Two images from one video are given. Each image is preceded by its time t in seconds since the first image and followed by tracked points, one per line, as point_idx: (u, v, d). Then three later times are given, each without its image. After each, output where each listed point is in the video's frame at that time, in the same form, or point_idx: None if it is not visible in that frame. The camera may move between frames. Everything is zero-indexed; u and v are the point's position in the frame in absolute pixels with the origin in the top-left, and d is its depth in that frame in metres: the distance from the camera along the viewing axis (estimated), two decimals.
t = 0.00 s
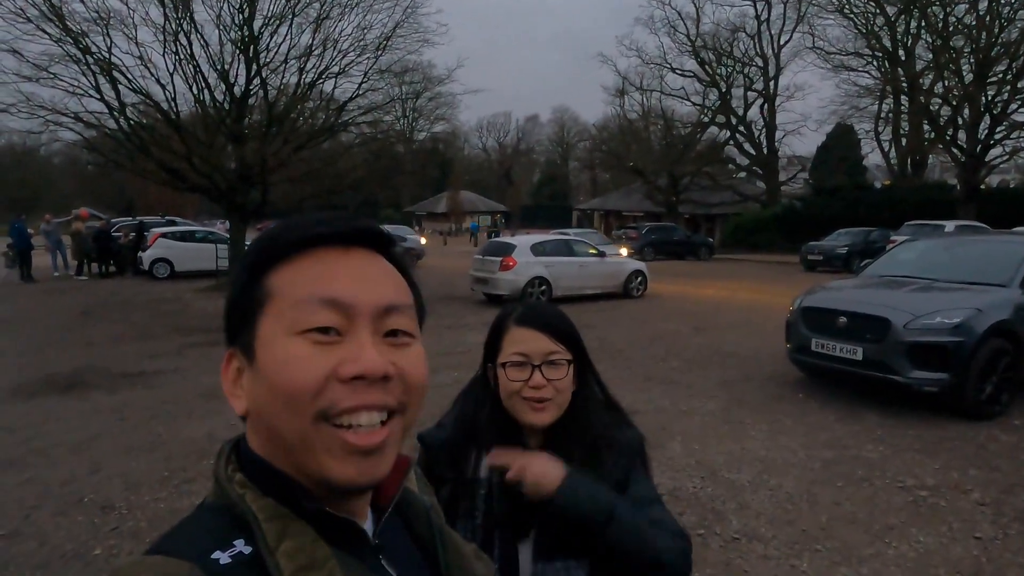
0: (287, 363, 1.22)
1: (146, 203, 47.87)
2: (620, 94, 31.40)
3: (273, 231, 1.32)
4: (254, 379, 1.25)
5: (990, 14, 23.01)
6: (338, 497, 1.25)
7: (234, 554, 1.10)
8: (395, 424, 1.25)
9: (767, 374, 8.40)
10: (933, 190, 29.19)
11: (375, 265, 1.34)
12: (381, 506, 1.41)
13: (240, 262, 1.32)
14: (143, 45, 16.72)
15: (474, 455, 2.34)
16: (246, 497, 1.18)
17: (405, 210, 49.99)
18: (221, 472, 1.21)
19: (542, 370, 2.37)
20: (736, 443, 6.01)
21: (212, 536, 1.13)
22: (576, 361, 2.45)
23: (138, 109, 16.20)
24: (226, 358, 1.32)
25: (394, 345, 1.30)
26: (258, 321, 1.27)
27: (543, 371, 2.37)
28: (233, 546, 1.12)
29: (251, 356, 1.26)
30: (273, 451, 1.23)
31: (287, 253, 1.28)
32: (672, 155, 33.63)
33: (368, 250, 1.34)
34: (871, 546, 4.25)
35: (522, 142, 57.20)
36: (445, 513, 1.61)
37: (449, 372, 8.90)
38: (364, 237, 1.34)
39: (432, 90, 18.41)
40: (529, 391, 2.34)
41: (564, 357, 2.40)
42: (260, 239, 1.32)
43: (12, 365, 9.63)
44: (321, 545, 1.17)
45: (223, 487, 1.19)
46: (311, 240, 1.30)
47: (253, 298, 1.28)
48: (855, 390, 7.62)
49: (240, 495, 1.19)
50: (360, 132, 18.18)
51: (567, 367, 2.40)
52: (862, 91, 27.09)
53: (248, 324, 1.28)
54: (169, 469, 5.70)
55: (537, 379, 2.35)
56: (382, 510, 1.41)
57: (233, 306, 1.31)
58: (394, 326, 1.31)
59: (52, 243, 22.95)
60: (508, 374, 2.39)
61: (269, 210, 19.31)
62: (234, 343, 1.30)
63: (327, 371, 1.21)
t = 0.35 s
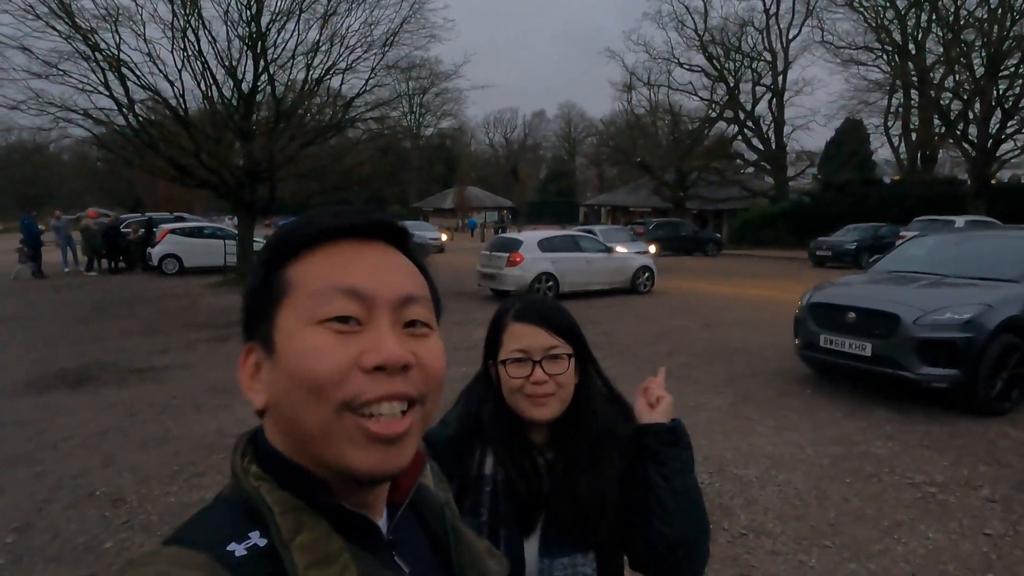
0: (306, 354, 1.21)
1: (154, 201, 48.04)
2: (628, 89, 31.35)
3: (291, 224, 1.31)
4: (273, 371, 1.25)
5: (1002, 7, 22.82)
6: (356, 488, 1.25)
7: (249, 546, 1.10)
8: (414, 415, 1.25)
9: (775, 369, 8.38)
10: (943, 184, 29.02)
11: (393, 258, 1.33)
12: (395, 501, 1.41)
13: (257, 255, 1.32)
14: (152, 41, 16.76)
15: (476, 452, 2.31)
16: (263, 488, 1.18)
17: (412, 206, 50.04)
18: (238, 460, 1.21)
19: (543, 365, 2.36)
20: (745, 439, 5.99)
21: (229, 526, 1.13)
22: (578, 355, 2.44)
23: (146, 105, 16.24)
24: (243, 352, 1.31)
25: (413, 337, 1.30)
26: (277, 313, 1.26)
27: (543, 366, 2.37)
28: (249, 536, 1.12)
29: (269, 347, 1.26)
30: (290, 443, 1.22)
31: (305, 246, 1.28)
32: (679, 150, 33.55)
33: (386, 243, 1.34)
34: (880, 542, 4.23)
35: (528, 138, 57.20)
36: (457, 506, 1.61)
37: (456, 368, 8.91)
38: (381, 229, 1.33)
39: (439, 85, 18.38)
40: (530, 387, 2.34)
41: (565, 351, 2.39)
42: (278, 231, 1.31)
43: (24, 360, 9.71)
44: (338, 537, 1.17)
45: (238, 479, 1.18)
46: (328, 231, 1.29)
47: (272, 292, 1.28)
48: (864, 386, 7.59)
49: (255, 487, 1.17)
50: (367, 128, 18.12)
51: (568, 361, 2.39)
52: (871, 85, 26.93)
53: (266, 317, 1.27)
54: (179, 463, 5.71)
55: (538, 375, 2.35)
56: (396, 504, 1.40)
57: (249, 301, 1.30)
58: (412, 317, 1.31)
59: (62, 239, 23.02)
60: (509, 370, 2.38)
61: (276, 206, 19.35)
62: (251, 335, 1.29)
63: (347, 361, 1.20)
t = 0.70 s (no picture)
0: (336, 349, 1.21)
1: (160, 198, 48.14)
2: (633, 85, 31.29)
3: (327, 215, 1.30)
4: (302, 362, 1.24)
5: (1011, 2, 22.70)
6: (378, 485, 1.24)
7: (267, 537, 1.09)
8: (440, 416, 1.25)
9: (782, 367, 8.35)
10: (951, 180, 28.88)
11: (426, 256, 1.33)
12: (413, 498, 1.40)
13: (289, 245, 1.31)
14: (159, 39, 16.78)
15: (479, 435, 2.29)
16: (284, 479, 1.17)
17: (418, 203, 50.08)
18: (261, 450, 1.20)
19: (547, 347, 2.37)
20: (752, 436, 5.98)
21: (248, 516, 1.12)
22: (581, 339, 2.45)
23: (153, 103, 16.27)
24: (270, 340, 1.30)
25: (443, 338, 1.29)
26: (307, 305, 1.26)
27: (547, 348, 2.37)
28: (267, 527, 1.11)
29: (298, 338, 1.25)
30: (317, 437, 1.22)
31: (339, 240, 1.27)
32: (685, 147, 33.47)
33: (420, 239, 1.33)
34: (887, 539, 4.21)
35: (533, 134, 57.19)
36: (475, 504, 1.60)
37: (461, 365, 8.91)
38: (417, 226, 1.33)
39: (444, 82, 18.41)
40: (533, 368, 2.34)
41: (568, 334, 2.39)
42: (312, 223, 1.31)
43: (33, 356, 9.73)
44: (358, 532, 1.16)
45: (258, 469, 1.17)
46: (365, 226, 1.29)
47: (305, 282, 1.27)
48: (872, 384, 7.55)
49: (274, 477, 1.16)
50: (373, 123, 18.20)
51: (571, 343, 2.39)
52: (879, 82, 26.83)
53: (296, 308, 1.27)
54: (188, 458, 5.73)
55: (541, 356, 2.35)
56: (415, 502, 1.40)
57: (282, 287, 1.29)
58: (443, 317, 1.30)
59: (70, 236, 23.07)
60: (512, 353, 2.38)
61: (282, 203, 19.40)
62: (280, 325, 1.29)
63: (379, 358, 1.20)
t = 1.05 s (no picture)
0: (341, 346, 1.20)
1: (168, 196, 48.34)
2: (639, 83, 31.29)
3: (327, 214, 1.30)
4: (307, 359, 1.24)
5: None
6: (387, 480, 1.24)
7: (276, 534, 1.09)
8: (447, 409, 1.25)
9: (787, 365, 8.32)
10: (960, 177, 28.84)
11: (430, 252, 1.32)
12: (421, 495, 1.40)
13: (294, 244, 1.31)
14: (164, 37, 16.81)
15: (474, 440, 2.29)
16: (288, 476, 1.17)
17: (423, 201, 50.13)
18: (266, 446, 1.20)
19: (541, 354, 2.36)
20: (755, 434, 5.97)
21: (257, 513, 1.12)
22: (576, 343, 2.44)
23: (158, 101, 16.30)
24: (275, 339, 1.29)
25: (447, 332, 1.29)
26: (312, 302, 1.25)
27: (541, 354, 2.36)
28: (277, 524, 1.11)
29: (303, 335, 1.25)
30: (324, 433, 1.21)
31: (341, 237, 1.27)
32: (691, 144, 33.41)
33: (421, 236, 1.33)
34: (892, 537, 4.20)
35: (539, 132, 57.25)
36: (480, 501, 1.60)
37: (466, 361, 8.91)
38: (419, 221, 1.33)
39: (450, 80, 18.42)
40: (528, 374, 2.34)
41: (563, 341, 2.38)
42: (315, 221, 1.30)
43: (40, 353, 9.77)
44: (364, 530, 1.17)
45: (266, 466, 1.17)
46: (367, 223, 1.29)
47: (308, 278, 1.27)
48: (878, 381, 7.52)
49: (281, 475, 1.16)
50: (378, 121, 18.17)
51: (566, 351, 2.39)
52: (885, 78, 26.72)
53: (300, 307, 1.26)
54: (194, 455, 5.74)
55: (536, 363, 2.34)
56: (421, 498, 1.40)
57: (285, 285, 1.29)
58: (447, 311, 1.30)
59: (77, 234, 23.15)
60: (506, 358, 2.38)
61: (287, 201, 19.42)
62: (285, 324, 1.28)
63: (384, 352, 1.20)
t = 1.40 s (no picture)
0: (341, 341, 1.20)
1: (173, 195, 48.48)
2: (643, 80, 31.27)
3: (327, 210, 1.30)
4: (307, 355, 1.24)
5: None
6: (387, 474, 1.24)
7: (279, 528, 1.09)
8: (447, 404, 1.25)
9: (792, 362, 8.31)
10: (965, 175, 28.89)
11: (429, 247, 1.32)
12: (425, 487, 1.40)
13: (294, 240, 1.31)
14: (169, 35, 16.83)
15: (477, 441, 2.30)
16: (290, 470, 1.17)
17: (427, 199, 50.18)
18: (267, 442, 1.20)
19: (545, 351, 2.35)
20: (759, 431, 5.96)
21: (261, 505, 1.12)
22: (580, 340, 2.42)
23: (163, 98, 16.32)
24: (276, 335, 1.29)
25: (447, 327, 1.28)
26: (312, 299, 1.25)
27: (545, 352, 2.35)
28: (280, 518, 1.10)
29: (302, 330, 1.25)
30: (325, 428, 1.21)
31: (340, 233, 1.27)
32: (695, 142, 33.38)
33: (420, 231, 1.32)
34: (896, 535, 4.19)
35: (543, 130, 57.22)
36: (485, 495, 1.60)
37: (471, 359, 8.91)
38: (418, 218, 1.33)
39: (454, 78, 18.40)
40: (531, 372, 2.33)
41: (567, 338, 2.37)
42: (314, 219, 1.30)
43: (46, 350, 9.82)
44: (366, 523, 1.16)
45: (268, 461, 1.17)
46: (367, 220, 1.28)
47: (308, 274, 1.27)
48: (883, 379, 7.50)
49: (284, 470, 1.16)
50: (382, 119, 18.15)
51: (571, 348, 2.38)
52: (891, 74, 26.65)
53: (300, 305, 1.26)
54: (198, 451, 5.75)
55: (539, 361, 2.33)
56: (426, 490, 1.40)
57: (285, 284, 1.29)
58: (445, 307, 1.29)
59: (83, 232, 23.23)
60: (510, 355, 2.36)
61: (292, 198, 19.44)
62: (286, 321, 1.28)
63: (384, 347, 1.19)
